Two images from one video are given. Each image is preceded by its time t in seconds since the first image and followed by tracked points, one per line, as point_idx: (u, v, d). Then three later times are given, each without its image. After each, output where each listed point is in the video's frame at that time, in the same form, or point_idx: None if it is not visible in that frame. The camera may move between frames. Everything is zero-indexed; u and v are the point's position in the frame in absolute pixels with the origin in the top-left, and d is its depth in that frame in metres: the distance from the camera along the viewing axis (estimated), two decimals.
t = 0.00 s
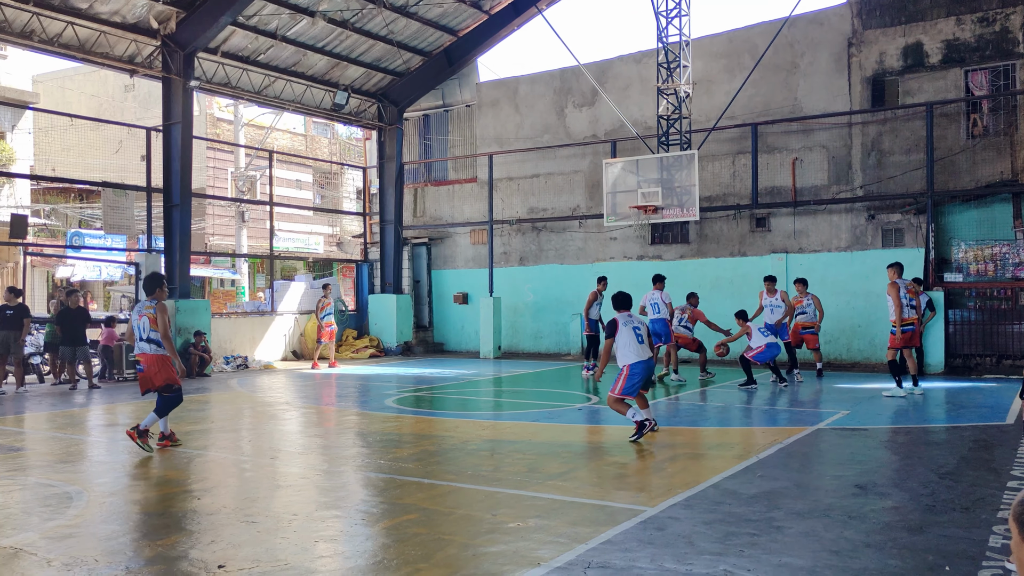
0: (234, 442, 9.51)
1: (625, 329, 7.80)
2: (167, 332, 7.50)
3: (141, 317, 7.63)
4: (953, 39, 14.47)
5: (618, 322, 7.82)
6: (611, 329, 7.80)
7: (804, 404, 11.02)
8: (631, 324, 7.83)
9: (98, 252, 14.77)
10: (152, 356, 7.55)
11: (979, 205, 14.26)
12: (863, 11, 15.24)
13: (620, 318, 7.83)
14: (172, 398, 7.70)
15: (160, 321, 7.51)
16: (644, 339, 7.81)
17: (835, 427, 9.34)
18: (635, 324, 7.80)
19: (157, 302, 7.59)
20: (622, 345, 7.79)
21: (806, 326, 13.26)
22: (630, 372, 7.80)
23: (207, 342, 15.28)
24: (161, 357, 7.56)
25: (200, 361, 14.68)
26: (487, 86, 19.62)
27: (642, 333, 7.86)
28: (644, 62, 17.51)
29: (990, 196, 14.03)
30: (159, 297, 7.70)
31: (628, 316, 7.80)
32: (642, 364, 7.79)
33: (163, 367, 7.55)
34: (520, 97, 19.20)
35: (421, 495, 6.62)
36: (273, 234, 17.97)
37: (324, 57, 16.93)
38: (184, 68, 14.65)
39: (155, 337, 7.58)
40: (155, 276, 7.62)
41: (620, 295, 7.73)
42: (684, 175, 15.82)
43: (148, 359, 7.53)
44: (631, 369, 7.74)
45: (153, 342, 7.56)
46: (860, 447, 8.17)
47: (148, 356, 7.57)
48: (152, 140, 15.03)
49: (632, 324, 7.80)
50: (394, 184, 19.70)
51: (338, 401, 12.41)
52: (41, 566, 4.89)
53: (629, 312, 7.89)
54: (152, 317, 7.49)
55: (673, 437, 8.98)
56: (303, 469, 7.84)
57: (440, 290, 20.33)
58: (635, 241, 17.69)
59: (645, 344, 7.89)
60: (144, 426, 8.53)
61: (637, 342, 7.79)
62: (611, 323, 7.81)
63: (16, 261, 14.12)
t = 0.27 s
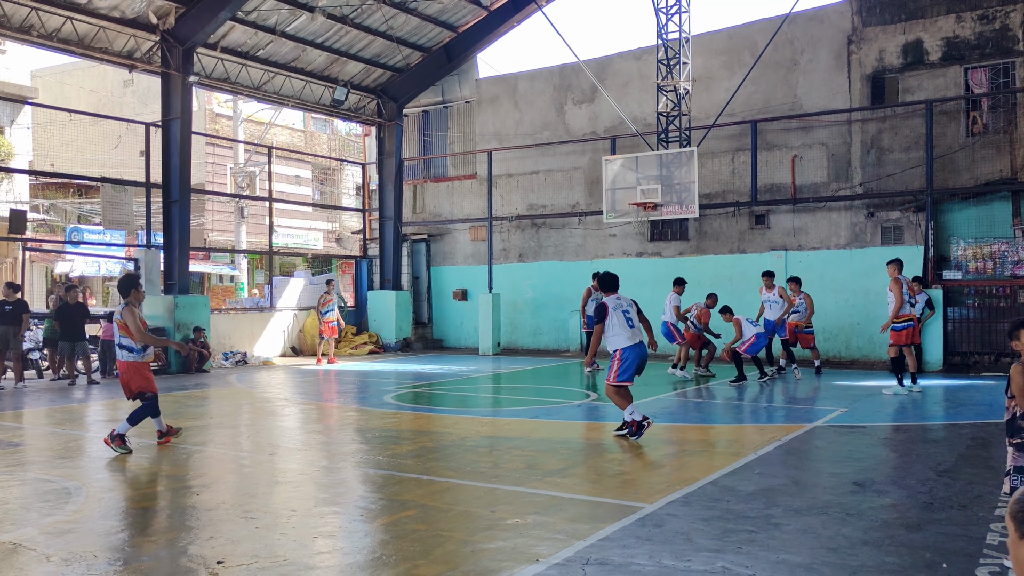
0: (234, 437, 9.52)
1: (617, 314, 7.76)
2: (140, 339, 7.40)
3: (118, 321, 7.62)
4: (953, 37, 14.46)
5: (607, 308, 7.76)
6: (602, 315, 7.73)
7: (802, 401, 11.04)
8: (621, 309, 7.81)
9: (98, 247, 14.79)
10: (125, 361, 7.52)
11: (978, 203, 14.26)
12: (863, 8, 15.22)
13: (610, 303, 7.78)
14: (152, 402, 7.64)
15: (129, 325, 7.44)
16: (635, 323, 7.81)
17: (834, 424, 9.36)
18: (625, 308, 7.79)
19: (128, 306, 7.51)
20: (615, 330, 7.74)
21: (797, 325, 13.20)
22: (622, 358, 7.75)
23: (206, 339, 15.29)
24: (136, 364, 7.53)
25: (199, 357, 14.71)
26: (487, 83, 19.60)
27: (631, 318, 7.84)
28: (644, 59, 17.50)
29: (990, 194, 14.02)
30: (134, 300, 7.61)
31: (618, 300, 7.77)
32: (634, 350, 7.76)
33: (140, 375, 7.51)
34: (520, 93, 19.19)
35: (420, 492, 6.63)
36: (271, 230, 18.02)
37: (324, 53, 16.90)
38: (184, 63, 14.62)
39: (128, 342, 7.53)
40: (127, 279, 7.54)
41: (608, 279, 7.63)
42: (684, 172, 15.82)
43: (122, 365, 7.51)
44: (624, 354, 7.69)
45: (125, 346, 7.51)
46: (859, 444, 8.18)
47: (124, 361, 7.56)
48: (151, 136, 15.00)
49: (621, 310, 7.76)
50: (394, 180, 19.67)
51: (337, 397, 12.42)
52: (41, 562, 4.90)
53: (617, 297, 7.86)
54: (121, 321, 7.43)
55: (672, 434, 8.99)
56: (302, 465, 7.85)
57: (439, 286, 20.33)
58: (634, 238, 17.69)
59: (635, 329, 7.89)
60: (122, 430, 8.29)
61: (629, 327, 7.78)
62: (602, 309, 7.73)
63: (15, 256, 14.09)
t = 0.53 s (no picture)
0: (235, 436, 9.52)
1: (604, 323, 7.48)
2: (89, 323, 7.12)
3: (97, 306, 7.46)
4: (954, 37, 14.46)
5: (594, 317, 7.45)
6: (589, 325, 7.43)
7: (802, 401, 11.04)
8: (610, 318, 7.50)
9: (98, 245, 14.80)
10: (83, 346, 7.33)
11: (978, 203, 14.26)
12: (864, 8, 15.22)
13: (599, 311, 7.49)
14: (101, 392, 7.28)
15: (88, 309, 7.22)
16: (625, 335, 7.50)
17: (833, 424, 9.37)
18: (614, 318, 7.48)
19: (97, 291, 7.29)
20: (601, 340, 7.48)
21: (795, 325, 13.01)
22: (606, 368, 7.46)
23: (207, 336, 15.29)
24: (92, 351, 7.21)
25: (199, 355, 14.71)
26: (487, 82, 19.60)
27: (621, 328, 7.53)
28: (645, 58, 17.50)
29: (990, 194, 14.03)
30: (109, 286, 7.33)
31: (607, 310, 7.47)
32: (620, 361, 7.47)
33: (94, 365, 7.17)
34: (520, 92, 19.19)
35: (419, 491, 6.64)
36: (272, 227, 18.06)
37: (324, 52, 16.90)
38: (185, 62, 14.62)
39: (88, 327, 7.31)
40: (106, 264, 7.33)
41: (598, 285, 7.53)
42: (684, 171, 15.81)
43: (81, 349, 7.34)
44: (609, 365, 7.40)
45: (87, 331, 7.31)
46: (858, 444, 8.19)
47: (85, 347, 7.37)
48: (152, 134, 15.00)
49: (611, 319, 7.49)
50: (394, 179, 19.66)
51: (336, 396, 12.42)
52: (41, 559, 4.91)
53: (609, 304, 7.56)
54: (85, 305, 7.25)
55: (672, 434, 8.99)
56: (303, 464, 7.86)
57: (439, 285, 20.35)
58: (634, 237, 17.69)
59: (626, 339, 7.57)
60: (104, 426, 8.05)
61: (617, 337, 7.49)
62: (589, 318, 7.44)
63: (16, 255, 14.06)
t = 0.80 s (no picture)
0: (244, 438, 9.54)
1: (617, 313, 7.31)
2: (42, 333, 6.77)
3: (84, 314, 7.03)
4: (966, 38, 14.38)
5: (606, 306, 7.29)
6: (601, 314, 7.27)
7: (812, 404, 10.99)
8: (623, 307, 7.33)
9: (110, 248, 14.92)
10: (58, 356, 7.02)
11: (990, 206, 14.13)
12: (874, 9, 15.16)
13: (612, 300, 7.32)
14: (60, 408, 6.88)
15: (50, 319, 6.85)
16: (637, 326, 7.35)
17: (844, 426, 9.32)
18: (627, 307, 7.32)
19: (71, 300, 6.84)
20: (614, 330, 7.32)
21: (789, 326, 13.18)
22: (620, 361, 7.34)
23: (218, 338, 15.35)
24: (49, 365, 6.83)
25: (209, 357, 14.72)
26: (497, 84, 19.61)
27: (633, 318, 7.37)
28: (654, 60, 17.48)
29: (1002, 196, 13.91)
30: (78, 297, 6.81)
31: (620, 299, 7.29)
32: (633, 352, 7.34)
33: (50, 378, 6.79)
34: (530, 95, 19.19)
35: (428, 493, 6.64)
36: (281, 230, 18.14)
37: (335, 54, 16.96)
38: (195, 65, 14.70)
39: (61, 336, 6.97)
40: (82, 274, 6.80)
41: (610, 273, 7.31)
42: (695, 173, 15.75)
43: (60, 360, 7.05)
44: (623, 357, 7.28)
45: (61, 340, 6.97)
46: (868, 447, 8.14)
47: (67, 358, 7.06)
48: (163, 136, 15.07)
49: (617, 309, 7.27)
50: (404, 181, 19.69)
51: (346, 398, 12.44)
52: (52, 560, 4.93)
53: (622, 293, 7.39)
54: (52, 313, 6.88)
55: (681, 437, 8.96)
56: (313, 466, 7.87)
57: (449, 287, 20.36)
58: (644, 240, 17.66)
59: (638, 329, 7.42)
60: (44, 446, 7.23)
61: (630, 327, 7.33)
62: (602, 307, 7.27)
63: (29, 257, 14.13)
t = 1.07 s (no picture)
0: (297, 446, 9.67)
1: (663, 336, 6.38)
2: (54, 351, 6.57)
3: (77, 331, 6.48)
4: None
5: (650, 327, 6.36)
6: (646, 336, 6.35)
7: (867, 415, 10.75)
8: (668, 330, 6.44)
9: (166, 260, 15.27)
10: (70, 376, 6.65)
11: None
12: (930, 11, 14.86)
13: (657, 321, 6.42)
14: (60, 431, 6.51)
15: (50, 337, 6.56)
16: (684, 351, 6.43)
17: (901, 438, 9.11)
18: (672, 330, 6.43)
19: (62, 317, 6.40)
20: (660, 355, 6.35)
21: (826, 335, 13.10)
22: (669, 390, 6.34)
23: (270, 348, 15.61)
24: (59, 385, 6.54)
25: (262, 367, 14.99)
26: (544, 94, 19.65)
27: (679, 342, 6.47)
28: (703, 67, 17.36)
29: None
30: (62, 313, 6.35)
31: (666, 321, 6.41)
32: (682, 381, 6.37)
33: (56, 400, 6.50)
34: (577, 104, 19.18)
35: (478, 503, 6.64)
36: (332, 241, 18.32)
37: (383, 68, 17.17)
38: (249, 81, 15.01)
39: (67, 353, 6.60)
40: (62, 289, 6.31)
41: (654, 291, 6.43)
42: (744, 181, 15.60)
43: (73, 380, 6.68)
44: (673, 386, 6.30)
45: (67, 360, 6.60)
46: (927, 459, 7.93)
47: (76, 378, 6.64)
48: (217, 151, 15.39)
49: (664, 332, 6.34)
50: (451, 192, 19.81)
51: (395, 407, 12.54)
52: (114, 565, 5.05)
53: (665, 314, 6.50)
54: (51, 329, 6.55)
55: (733, 448, 8.83)
56: (364, 474, 7.94)
57: (496, 297, 20.42)
58: (693, 248, 17.51)
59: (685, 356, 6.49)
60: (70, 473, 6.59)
61: (677, 353, 6.41)
62: (646, 329, 6.35)
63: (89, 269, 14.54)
